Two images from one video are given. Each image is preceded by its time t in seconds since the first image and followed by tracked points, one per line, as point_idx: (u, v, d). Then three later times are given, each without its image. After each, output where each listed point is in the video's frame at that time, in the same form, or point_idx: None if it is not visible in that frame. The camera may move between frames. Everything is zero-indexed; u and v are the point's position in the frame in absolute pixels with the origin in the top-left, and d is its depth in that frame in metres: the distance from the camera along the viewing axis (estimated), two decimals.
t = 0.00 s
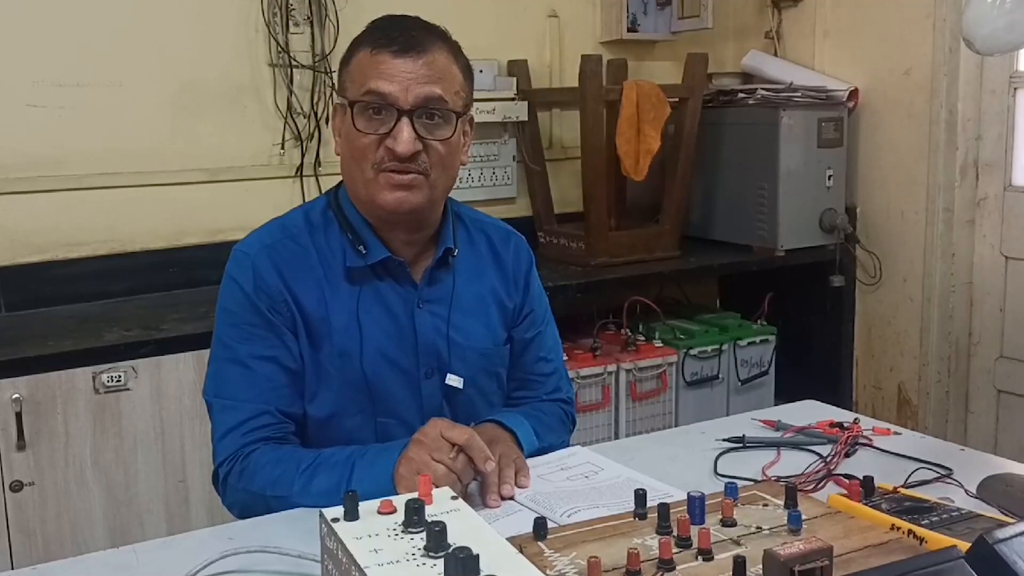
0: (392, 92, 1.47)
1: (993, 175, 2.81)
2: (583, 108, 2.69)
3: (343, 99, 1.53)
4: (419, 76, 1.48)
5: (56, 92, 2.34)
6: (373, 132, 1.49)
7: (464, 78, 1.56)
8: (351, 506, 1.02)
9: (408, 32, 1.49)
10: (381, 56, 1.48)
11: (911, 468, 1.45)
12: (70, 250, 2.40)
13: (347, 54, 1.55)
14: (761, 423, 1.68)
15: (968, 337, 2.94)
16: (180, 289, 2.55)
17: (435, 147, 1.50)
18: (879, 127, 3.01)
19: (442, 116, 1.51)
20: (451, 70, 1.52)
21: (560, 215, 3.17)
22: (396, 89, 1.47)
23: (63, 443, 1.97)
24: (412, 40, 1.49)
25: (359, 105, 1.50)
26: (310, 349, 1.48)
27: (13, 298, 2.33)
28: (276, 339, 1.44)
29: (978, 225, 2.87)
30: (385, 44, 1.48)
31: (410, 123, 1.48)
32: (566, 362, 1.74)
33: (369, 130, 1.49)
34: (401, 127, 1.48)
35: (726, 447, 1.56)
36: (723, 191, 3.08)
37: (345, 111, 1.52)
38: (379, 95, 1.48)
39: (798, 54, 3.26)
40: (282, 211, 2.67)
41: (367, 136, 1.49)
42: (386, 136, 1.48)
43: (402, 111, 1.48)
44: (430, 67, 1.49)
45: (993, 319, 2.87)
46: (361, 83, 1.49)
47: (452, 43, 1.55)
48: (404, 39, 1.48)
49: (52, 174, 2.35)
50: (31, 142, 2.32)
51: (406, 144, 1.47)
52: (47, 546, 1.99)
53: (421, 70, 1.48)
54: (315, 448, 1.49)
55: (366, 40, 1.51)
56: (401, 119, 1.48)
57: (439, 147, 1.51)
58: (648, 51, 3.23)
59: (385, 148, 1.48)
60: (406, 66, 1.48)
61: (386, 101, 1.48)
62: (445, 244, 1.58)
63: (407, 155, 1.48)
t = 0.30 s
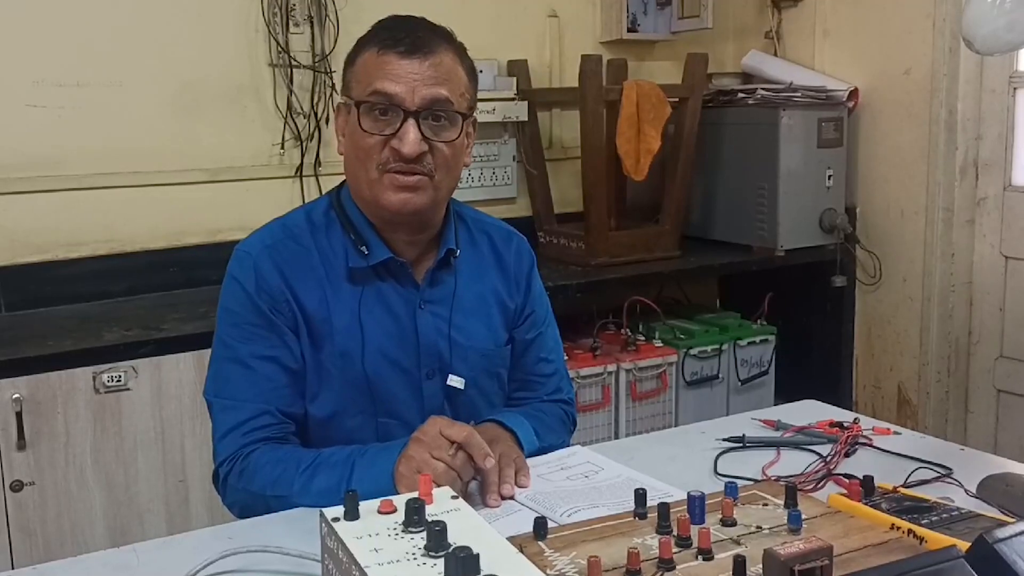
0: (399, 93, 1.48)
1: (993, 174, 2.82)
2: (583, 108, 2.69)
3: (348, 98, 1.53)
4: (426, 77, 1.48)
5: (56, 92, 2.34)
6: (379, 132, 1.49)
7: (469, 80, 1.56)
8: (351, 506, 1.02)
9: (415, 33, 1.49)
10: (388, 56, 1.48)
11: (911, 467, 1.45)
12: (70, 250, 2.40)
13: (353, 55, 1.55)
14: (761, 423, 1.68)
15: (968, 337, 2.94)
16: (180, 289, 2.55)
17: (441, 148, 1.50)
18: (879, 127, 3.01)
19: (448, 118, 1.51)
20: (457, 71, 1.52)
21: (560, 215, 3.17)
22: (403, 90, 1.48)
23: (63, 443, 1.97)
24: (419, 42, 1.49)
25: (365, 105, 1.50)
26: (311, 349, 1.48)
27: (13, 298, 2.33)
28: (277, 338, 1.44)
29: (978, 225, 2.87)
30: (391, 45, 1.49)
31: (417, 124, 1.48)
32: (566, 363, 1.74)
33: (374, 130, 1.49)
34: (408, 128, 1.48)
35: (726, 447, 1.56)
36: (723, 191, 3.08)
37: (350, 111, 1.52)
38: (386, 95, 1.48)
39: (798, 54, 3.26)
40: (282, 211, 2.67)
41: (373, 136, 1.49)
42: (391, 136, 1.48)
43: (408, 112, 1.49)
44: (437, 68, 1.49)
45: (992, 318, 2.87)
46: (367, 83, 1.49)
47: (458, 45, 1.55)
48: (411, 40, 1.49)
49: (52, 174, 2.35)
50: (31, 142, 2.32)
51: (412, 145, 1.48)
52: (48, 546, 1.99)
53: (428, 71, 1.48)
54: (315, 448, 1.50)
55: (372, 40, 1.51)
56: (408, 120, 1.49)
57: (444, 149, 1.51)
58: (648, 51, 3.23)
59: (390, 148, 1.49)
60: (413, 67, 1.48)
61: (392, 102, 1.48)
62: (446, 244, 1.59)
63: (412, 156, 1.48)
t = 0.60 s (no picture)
0: (400, 92, 1.48)
1: (993, 174, 2.81)
2: (583, 108, 2.69)
3: (349, 96, 1.53)
4: (426, 76, 1.48)
5: (56, 92, 2.34)
6: (379, 131, 1.49)
7: (469, 78, 1.56)
8: (351, 506, 1.02)
9: (416, 32, 1.49)
10: (389, 55, 1.48)
11: (911, 467, 1.45)
12: (70, 250, 2.40)
13: (353, 52, 1.55)
14: (761, 423, 1.68)
15: (968, 337, 2.93)
16: (180, 289, 2.55)
17: (441, 147, 1.51)
18: (879, 127, 3.01)
19: (448, 117, 1.51)
20: (458, 70, 1.52)
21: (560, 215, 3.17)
22: (404, 88, 1.48)
23: (63, 443, 1.97)
24: (420, 40, 1.49)
25: (365, 103, 1.50)
26: (310, 347, 1.48)
27: (12, 298, 2.33)
28: (276, 336, 1.44)
29: (978, 224, 2.87)
30: (392, 44, 1.49)
31: (417, 123, 1.49)
32: (565, 360, 1.74)
33: (374, 128, 1.49)
34: (408, 127, 1.48)
35: (726, 447, 1.56)
36: (723, 191, 3.08)
37: (351, 109, 1.52)
38: (386, 93, 1.48)
39: (798, 54, 3.26)
40: (282, 211, 2.67)
41: (373, 134, 1.49)
42: (392, 135, 1.49)
43: (409, 110, 1.49)
44: (437, 67, 1.49)
45: (992, 318, 2.87)
46: (368, 81, 1.49)
47: (457, 44, 1.55)
48: (412, 38, 1.49)
49: (52, 174, 2.35)
50: (31, 142, 2.32)
51: (412, 143, 1.48)
52: (47, 545, 1.99)
53: (428, 70, 1.48)
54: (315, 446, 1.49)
55: (373, 38, 1.51)
56: (408, 119, 1.49)
57: (444, 147, 1.51)
58: (648, 51, 3.23)
59: (390, 147, 1.49)
60: (414, 65, 1.48)
61: (393, 100, 1.49)
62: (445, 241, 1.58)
63: (413, 155, 1.49)
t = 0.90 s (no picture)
0: (407, 109, 1.44)
1: (993, 174, 2.81)
2: (583, 108, 2.69)
3: (352, 107, 1.49)
4: (433, 92, 1.45)
5: (56, 93, 2.34)
6: (385, 147, 1.46)
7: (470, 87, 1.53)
8: (351, 505, 1.02)
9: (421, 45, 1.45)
10: (395, 70, 1.44)
11: (911, 467, 1.45)
12: (71, 250, 2.40)
13: (353, 59, 1.50)
14: (761, 423, 1.68)
15: (968, 337, 2.93)
16: (180, 289, 2.55)
17: (446, 161, 1.49)
18: (879, 127, 3.01)
19: (453, 130, 1.48)
20: (461, 81, 1.49)
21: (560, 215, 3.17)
22: (411, 105, 1.44)
23: (63, 442, 1.97)
24: (425, 54, 1.45)
25: (369, 116, 1.46)
26: (307, 346, 1.48)
27: (13, 298, 2.33)
28: (265, 338, 1.44)
29: (978, 225, 2.87)
30: (397, 58, 1.44)
31: (424, 139, 1.45)
32: (564, 356, 1.74)
33: (379, 143, 1.46)
34: (415, 144, 1.45)
35: (726, 447, 1.56)
36: (723, 191, 3.08)
37: (354, 120, 1.48)
38: (393, 110, 1.44)
39: (798, 54, 3.26)
40: (282, 211, 2.67)
41: (378, 149, 1.46)
42: (399, 151, 1.46)
43: (415, 126, 1.45)
44: (443, 82, 1.46)
45: (992, 319, 2.87)
46: (373, 96, 1.45)
47: (459, 51, 1.52)
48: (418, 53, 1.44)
49: (52, 174, 2.35)
50: (31, 142, 2.32)
51: (420, 161, 1.45)
52: (48, 546, 1.99)
53: (435, 85, 1.45)
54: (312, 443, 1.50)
55: (377, 50, 1.46)
56: (415, 135, 1.45)
57: (449, 160, 1.49)
58: (648, 51, 3.23)
59: (397, 163, 1.46)
60: (421, 81, 1.44)
61: (399, 117, 1.45)
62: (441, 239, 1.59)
63: (420, 172, 1.46)
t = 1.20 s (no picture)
0: (434, 130, 1.42)
1: (993, 174, 2.81)
2: (583, 108, 2.69)
3: (372, 120, 1.45)
4: (459, 114, 1.44)
5: (56, 92, 2.34)
6: (409, 166, 1.44)
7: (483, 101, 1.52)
8: (351, 505, 1.02)
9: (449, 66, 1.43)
10: (424, 90, 1.41)
11: (911, 468, 1.45)
12: (71, 250, 2.40)
13: (372, 70, 1.45)
14: (761, 423, 1.68)
15: (968, 337, 2.93)
16: (180, 289, 2.55)
17: (462, 178, 1.49)
18: (879, 127, 3.01)
19: (473, 148, 1.48)
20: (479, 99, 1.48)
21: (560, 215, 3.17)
22: (438, 127, 1.42)
23: (63, 442, 1.97)
24: (452, 74, 1.43)
25: (395, 134, 1.43)
26: (301, 348, 1.48)
27: (13, 298, 2.33)
28: (250, 342, 1.45)
29: (978, 225, 2.87)
30: (425, 78, 1.42)
31: (449, 160, 1.44)
32: (563, 355, 1.74)
33: (403, 161, 1.44)
34: (440, 164, 1.44)
35: (726, 447, 1.56)
36: (723, 191, 3.08)
37: (375, 135, 1.45)
38: (421, 131, 1.42)
39: (798, 54, 3.26)
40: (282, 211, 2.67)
41: (401, 167, 1.44)
42: (423, 170, 1.44)
43: (440, 147, 1.44)
44: (468, 102, 1.45)
45: (992, 319, 2.87)
46: (400, 114, 1.42)
47: (476, 67, 1.50)
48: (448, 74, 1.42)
49: (52, 174, 2.35)
50: (30, 142, 2.32)
51: (444, 182, 1.45)
52: (48, 546, 1.99)
53: (461, 106, 1.44)
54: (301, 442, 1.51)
55: (404, 67, 1.43)
56: (440, 155, 1.44)
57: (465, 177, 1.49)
58: (648, 51, 3.23)
59: (419, 182, 1.45)
60: (449, 103, 1.43)
61: (426, 137, 1.43)
62: (439, 241, 1.59)
63: (441, 191, 1.46)
